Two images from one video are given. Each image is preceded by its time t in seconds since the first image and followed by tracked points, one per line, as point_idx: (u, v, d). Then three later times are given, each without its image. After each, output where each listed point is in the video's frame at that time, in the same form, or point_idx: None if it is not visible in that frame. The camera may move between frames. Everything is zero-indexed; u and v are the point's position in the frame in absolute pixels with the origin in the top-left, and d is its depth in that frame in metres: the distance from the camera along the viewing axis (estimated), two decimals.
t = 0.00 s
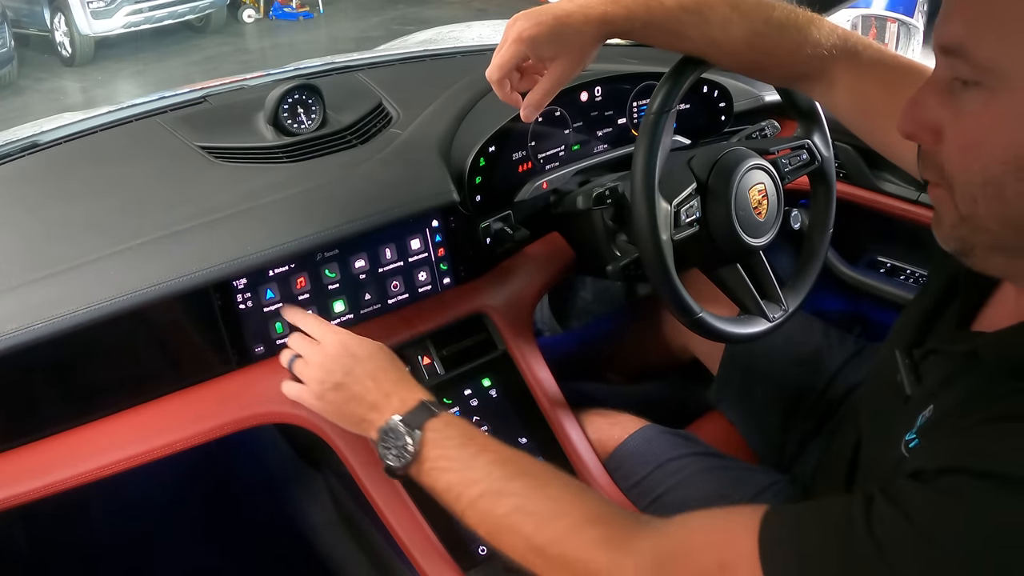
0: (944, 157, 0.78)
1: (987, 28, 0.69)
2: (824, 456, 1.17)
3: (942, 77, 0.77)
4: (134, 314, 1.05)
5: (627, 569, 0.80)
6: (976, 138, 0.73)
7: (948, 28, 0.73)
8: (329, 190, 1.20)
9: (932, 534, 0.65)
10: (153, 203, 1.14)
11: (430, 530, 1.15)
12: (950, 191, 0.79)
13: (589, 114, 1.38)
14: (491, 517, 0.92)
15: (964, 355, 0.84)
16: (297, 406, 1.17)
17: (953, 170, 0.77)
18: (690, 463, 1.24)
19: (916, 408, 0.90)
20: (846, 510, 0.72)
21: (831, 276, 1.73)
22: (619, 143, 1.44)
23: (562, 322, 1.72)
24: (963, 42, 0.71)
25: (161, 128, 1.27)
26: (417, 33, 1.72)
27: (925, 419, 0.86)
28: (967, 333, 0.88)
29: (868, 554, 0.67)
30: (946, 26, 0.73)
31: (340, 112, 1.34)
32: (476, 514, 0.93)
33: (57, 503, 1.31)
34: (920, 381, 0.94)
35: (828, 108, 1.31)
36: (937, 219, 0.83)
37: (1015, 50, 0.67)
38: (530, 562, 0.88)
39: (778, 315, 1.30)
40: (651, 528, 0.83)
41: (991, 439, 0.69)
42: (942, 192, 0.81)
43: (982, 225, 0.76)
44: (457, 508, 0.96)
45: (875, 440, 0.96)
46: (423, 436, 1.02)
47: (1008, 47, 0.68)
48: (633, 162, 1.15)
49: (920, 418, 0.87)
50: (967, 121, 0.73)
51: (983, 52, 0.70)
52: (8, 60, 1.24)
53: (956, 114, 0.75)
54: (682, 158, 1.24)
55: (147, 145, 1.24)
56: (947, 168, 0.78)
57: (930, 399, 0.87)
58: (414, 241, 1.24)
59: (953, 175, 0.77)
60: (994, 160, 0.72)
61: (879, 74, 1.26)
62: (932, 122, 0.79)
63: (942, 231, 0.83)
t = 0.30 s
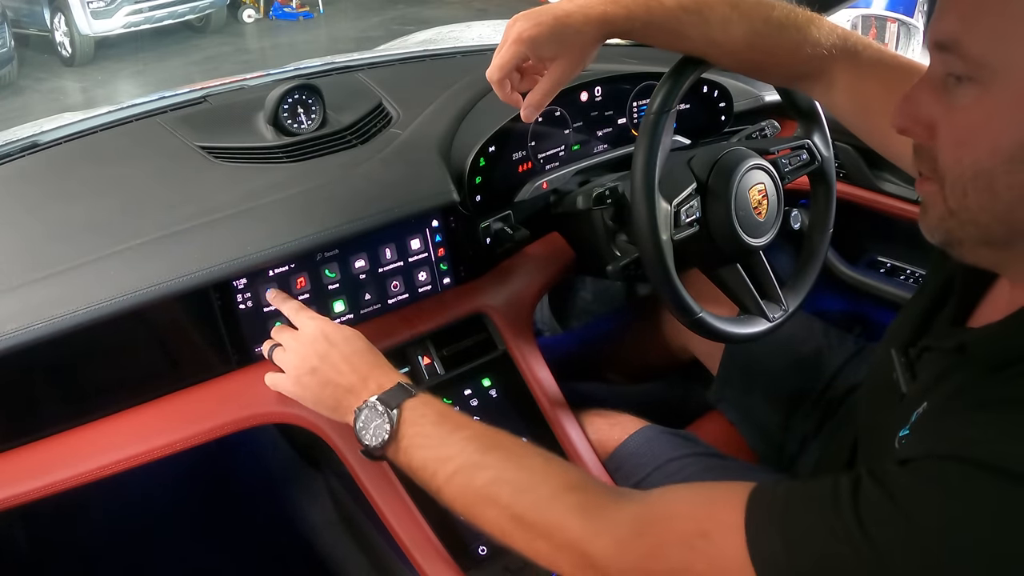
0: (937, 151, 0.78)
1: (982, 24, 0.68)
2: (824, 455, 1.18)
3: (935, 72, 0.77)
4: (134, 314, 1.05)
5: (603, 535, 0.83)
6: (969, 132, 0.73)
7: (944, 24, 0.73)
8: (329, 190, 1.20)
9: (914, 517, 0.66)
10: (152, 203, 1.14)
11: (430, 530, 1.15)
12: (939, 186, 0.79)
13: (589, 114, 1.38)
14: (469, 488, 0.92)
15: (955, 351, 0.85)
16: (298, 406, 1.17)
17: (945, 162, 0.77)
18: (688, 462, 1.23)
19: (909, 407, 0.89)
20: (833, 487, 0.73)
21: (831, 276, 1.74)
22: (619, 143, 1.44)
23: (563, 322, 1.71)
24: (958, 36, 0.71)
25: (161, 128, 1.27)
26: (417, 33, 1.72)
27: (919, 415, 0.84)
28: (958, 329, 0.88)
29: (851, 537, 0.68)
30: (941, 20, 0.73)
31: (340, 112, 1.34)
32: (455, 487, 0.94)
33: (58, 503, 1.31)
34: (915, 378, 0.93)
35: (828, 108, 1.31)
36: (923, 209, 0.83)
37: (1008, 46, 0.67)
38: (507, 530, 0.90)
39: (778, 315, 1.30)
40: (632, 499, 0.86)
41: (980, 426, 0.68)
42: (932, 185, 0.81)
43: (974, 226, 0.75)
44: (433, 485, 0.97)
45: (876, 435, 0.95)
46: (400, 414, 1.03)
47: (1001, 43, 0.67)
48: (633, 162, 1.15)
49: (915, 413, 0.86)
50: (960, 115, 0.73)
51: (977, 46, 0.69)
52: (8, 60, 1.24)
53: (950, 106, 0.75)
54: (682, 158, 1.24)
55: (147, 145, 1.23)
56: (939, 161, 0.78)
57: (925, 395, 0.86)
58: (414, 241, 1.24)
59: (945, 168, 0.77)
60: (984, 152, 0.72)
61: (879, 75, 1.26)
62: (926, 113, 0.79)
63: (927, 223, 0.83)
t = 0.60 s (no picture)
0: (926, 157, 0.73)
1: (957, 29, 0.63)
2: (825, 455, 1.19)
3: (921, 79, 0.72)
4: (134, 315, 1.05)
5: None
6: (954, 136, 0.67)
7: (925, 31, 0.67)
8: (329, 190, 1.20)
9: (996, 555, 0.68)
10: (152, 203, 1.14)
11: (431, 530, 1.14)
12: (931, 191, 0.74)
13: (589, 114, 1.38)
14: None
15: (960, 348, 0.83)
16: (298, 406, 1.17)
17: (934, 168, 0.71)
18: (690, 463, 1.23)
19: (916, 410, 0.89)
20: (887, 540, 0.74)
21: (831, 276, 1.73)
22: (619, 143, 1.44)
23: (562, 322, 1.72)
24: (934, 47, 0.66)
25: (161, 128, 1.27)
26: (417, 33, 1.72)
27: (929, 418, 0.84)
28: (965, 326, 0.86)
29: None
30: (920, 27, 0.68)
31: (340, 112, 1.33)
32: None
33: (58, 504, 1.31)
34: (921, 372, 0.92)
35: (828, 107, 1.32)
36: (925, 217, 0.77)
37: (983, 46, 0.61)
38: None
39: (778, 315, 1.30)
40: None
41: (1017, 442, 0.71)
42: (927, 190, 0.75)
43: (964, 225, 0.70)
44: None
45: (881, 443, 0.94)
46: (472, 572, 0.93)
47: (975, 45, 0.62)
48: (633, 162, 1.15)
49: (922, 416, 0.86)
50: (944, 119, 0.68)
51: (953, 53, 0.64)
52: (8, 60, 1.24)
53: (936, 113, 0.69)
54: (682, 157, 1.24)
55: (147, 145, 1.24)
56: (928, 168, 0.73)
57: (932, 396, 0.85)
58: (414, 241, 1.24)
59: (934, 173, 0.71)
60: (964, 151, 0.66)
61: (879, 75, 1.25)
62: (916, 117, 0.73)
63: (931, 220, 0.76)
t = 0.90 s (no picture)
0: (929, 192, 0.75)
1: (950, 69, 0.65)
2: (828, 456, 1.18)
3: (917, 112, 0.74)
4: (134, 315, 1.05)
5: None
6: (955, 179, 0.69)
7: (919, 66, 0.69)
8: (329, 190, 1.20)
9: None
10: (152, 203, 1.14)
11: (429, 532, 1.13)
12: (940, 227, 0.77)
13: (589, 114, 1.38)
14: None
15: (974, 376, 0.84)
16: (298, 406, 1.17)
17: (939, 206, 0.74)
18: (690, 462, 1.23)
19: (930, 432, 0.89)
20: None
21: (831, 276, 1.73)
22: (619, 143, 1.44)
23: (563, 322, 1.71)
24: (931, 82, 0.68)
25: (161, 128, 1.27)
26: (417, 34, 1.72)
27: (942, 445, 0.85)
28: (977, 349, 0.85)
29: None
30: (915, 62, 0.70)
31: (340, 112, 1.33)
32: None
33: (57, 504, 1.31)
34: (929, 397, 0.92)
35: (829, 106, 1.31)
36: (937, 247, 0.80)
37: (981, 93, 0.63)
38: None
39: (778, 315, 1.30)
40: None
41: None
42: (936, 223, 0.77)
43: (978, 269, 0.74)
44: None
45: (889, 461, 0.96)
46: None
47: (974, 91, 0.64)
48: (633, 162, 1.15)
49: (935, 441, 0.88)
50: (944, 161, 0.70)
51: (950, 92, 0.66)
52: (8, 60, 1.24)
53: (934, 148, 0.71)
54: (682, 157, 1.24)
55: (146, 145, 1.23)
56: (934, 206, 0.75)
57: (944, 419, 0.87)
58: (414, 241, 1.25)
59: (940, 212, 0.74)
60: (971, 199, 0.68)
61: (878, 71, 1.24)
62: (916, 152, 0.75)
63: (941, 258, 0.80)
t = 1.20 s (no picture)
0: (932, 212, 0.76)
1: (958, 88, 0.67)
2: (829, 456, 1.18)
3: (917, 130, 0.75)
4: (134, 315, 1.05)
5: None
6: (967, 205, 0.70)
7: (922, 85, 0.71)
8: (329, 190, 1.20)
9: None
10: (152, 203, 1.14)
11: (429, 532, 1.13)
12: (946, 247, 0.76)
13: (589, 114, 1.38)
14: None
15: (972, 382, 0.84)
16: (298, 406, 1.17)
17: (947, 231, 0.74)
18: (690, 462, 1.23)
19: (925, 437, 0.90)
20: None
21: (830, 276, 1.73)
22: (619, 143, 1.44)
23: (563, 322, 1.72)
24: (938, 104, 0.70)
25: (161, 128, 1.27)
26: (417, 34, 1.72)
27: (936, 449, 0.86)
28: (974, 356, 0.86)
29: None
30: (918, 84, 0.72)
31: (340, 112, 1.33)
32: None
33: (57, 504, 1.31)
34: (927, 401, 0.92)
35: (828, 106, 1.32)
36: (936, 266, 0.80)
37: (992, 114, 0.65)
38: None
39: (778, 315, 1.30)
40: None
41: None
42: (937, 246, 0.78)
43: (985, 292, 0.74)
44: None
45: (888, 464, 0.96)
46: None
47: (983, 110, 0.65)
48: (633, 162, 1.15)
49: (929, 445, 0.88)
50: (952, 182, 0.71)
51: (961, 114, 0.68)
52: (8, 60, 1.23)
53: (938, 169, 0.73)
54: (682, 158, 1.24)
55: (146, 145, 1.23)
56: (940, 226, 0.75)
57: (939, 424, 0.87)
58: (414, 241, 1.25)
59: (949, 237, 0.74)
60: (983, 225, 0.70)
61: (877, 71, 1.24)
62: (919, 174, 0.76)
63: (943, 276, 0.79)
